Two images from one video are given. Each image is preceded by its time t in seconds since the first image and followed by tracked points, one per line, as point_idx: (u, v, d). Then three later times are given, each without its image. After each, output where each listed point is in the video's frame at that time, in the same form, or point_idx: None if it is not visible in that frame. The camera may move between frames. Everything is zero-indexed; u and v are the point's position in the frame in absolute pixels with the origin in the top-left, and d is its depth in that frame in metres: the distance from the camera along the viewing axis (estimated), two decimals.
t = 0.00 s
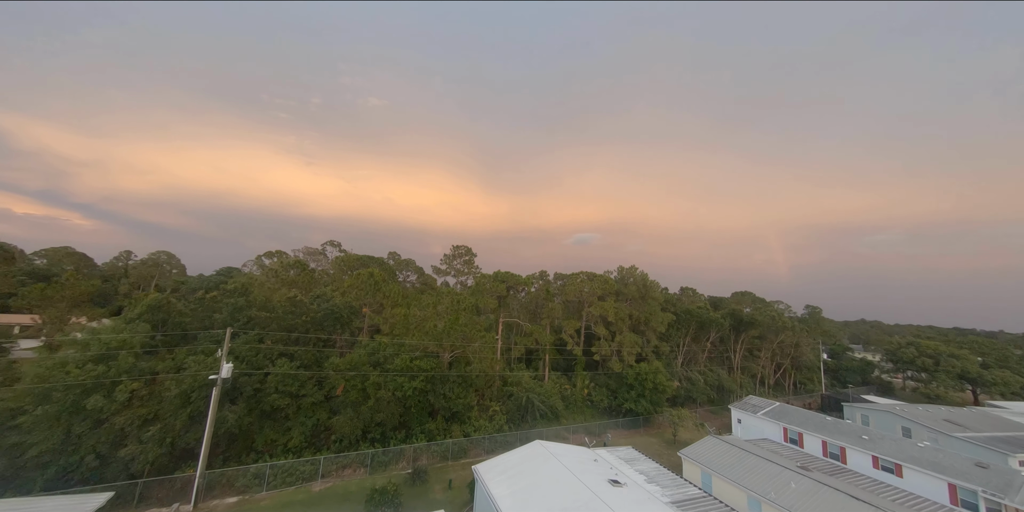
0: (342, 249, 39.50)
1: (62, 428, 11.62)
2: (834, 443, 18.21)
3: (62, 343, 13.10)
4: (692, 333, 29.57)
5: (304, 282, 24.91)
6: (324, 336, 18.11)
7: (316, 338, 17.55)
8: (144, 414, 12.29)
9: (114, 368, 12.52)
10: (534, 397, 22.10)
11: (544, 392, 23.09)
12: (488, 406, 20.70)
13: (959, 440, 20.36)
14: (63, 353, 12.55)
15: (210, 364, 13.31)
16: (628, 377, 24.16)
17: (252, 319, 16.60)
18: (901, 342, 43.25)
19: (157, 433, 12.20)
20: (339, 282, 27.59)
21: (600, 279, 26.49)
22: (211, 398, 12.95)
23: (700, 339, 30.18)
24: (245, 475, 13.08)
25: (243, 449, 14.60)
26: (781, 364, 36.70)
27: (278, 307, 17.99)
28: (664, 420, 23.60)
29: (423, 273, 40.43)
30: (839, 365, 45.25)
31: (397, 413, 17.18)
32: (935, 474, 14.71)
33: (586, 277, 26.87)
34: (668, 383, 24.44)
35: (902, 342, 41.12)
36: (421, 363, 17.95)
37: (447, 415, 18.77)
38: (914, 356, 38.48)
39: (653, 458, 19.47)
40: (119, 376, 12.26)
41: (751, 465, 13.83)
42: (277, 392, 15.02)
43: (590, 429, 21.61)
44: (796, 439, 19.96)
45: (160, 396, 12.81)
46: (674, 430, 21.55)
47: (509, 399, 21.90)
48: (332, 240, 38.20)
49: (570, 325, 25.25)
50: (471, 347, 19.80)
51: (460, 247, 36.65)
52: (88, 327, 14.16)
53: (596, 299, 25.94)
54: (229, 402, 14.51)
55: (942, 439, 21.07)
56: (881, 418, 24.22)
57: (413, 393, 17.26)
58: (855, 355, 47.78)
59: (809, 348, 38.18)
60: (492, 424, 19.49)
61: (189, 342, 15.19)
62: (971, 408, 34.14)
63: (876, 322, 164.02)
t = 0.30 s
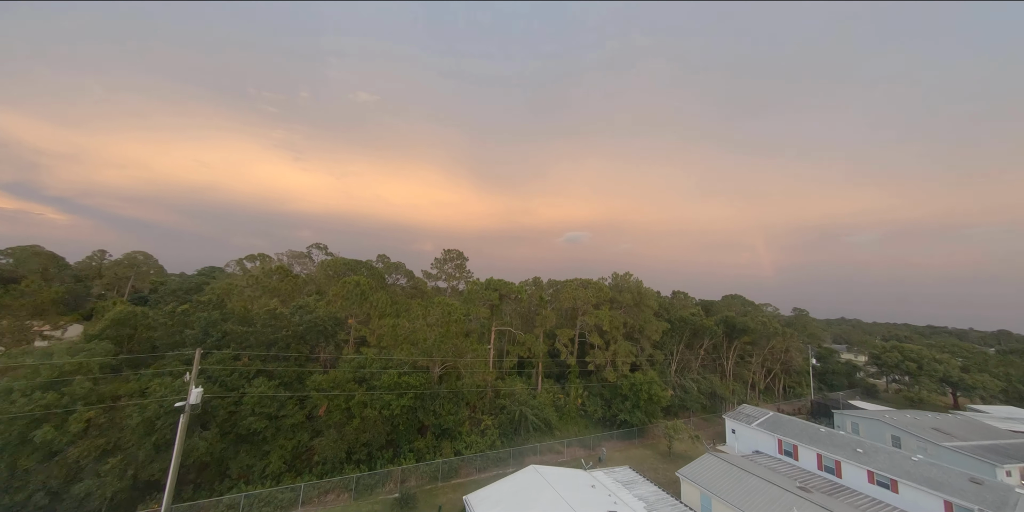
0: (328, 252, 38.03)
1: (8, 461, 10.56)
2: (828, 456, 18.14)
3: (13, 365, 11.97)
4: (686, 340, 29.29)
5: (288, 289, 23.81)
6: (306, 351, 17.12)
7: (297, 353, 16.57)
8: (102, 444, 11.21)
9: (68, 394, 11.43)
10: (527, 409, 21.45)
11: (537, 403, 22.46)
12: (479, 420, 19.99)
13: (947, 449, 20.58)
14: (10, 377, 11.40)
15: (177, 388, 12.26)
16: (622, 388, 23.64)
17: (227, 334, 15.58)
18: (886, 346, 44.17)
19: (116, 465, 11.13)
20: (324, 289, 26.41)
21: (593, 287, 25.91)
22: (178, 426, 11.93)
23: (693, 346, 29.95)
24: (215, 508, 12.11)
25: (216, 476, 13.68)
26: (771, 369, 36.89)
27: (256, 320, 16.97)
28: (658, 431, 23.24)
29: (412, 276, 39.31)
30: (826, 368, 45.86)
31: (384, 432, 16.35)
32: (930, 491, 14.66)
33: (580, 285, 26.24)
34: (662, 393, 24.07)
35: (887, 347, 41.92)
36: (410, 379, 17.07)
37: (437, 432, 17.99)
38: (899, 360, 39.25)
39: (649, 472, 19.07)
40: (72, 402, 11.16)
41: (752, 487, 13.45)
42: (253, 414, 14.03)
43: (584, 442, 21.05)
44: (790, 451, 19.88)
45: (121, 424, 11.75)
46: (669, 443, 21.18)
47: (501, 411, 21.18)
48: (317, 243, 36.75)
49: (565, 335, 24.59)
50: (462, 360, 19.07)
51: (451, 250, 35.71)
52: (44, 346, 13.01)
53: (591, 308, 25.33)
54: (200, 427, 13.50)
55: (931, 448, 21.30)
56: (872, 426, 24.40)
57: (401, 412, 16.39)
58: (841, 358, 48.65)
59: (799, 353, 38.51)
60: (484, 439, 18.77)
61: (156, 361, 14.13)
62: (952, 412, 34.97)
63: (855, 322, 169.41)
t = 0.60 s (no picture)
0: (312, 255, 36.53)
1: None
2: (821, 468, 18.15)
3: None
4: (679, 347, 29.08)
5: (268, 298, 22.61)
6: (284, 368, 16.05)
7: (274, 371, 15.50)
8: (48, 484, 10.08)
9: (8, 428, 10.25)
10: (519, 422, 20.78)
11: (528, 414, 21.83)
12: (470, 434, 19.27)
13: (933, 457, 20.94)
14: None
15: (135, 418, 11.13)
16: (616, 398, 23.21)
17: (197, 351, 14.44)
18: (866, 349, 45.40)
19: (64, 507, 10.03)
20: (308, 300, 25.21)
21: (587, 294, 25.34)
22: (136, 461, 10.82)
23: (685, 352, 29.74)
24: None
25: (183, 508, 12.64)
26: (759, 373, 37.25)
27: (230, 336, 15.81)
28: (651, 441, 22.98)
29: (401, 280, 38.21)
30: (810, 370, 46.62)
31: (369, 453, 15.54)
32: (922, 506, 14.72)
33: (574, 292, 25.61)
34: (656, 403, 23.75)
35: (868, 349, 42.92)
36: (397, 397, 16.18)
37: (425, 450, 17.17)
38: (880, 363, 40.28)
39: (644, 487, 18.65)
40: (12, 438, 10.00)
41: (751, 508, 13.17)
42: (224, 442, 12.96)
43: (578, 455, 20.57)
44: (783, 461, 19.85)
45: (71, 459, 10.61)
46: (663, 455, 20.84)
47: (492, 424, 20.46)
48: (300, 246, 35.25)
49: (558, 344, 23.97)
50: (453, 374, 18.31)
51: (442, 253, 34.73)
52: None
53: (585, 317, 24.76)
54: (164, 458, 12.38)
55: (917, 455, 21.63)
56: (858, 433, 24.74)
57: (387, 432, 15.50)
58: (823, 359, 49.81)
59: (785, 357, 39.03)
60: (475, 455, 18.02)
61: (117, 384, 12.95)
62: (930, 414, 36.04)
63: (831, 320, 175.48)
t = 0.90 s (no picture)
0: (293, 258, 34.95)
1: None
2: (812, 478, 18.28)
3: None
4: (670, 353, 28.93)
5: (244, 309, 21.27)
6: (261, 389, 14.96)
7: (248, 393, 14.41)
8: None
9: None
10: (511, 437, 20.12)
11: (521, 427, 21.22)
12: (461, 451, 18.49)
13: (915, 462, 21.45)
14: None
15: (85, 458, 10.00)
16: (609, 408, 22.82)
17: (162, 374, 13.24)
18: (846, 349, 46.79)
19: None
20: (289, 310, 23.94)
21: (580, 302, 24.77)
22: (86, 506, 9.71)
23: (677, 359, 29.60)
24: None
25: None
26: (746, 376, 37.71)
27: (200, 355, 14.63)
28: (643, 451, 22.78)
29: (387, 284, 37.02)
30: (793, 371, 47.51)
31: (353, 479, 14.70)
32: None
33: (566, 300, 25.01)
34: (649, 412, 23.52)
35: (848, 351, 44.15)
36: (383, 418, 15.28)
37: (414, 471, 16.34)
38: (860, 364, 41.52)
39: (639, 501, 18.31)
40: None
41: None
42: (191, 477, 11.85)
43: (571, 468, 20.14)
44: (775, 470, 19.94)
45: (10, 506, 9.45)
46: (656, 466, 20.55)
47: (483, 439, 19.72)
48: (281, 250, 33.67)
49: (550, 353, 23.38)
50: (443, 390, 17.52)
51: (431, 258, 33.72)
52: None
53: (578, 325, 24.26)
54: (122, 496, 11.27)
55: (900, 460, 22.16)
56: (844, 437, 25.21)
57: (372, 456, 14.60)
58: (805, 359, 51.13)
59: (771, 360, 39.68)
60: (467, 473, 17.18)
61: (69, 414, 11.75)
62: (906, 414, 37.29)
63: (808, 318, 182.12)
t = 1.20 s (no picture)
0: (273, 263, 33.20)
1: None
2: (803, 486, 18.43)
3: None
4: (662, 359, 28.81)
5: (218, 321, 19.89)
6: (235, 415, 13.93)
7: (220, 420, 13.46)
8: None
9: None
10: (505, 452, 19.46)
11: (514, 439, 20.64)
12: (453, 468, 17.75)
13: (897, 464, 22.06)
14: None
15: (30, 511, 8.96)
16: (603, 418, 22.46)
17: (121, 404, 12.01)
18: (826, 348, 48.23)
19: None
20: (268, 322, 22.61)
21: (573, 310, 24.24)
22: None
23: (668, 363, 29.53)
24: None
25: None
26: (733, 377, 38.23)
27: (166, 380, 13.50)
28: (636, 460, 22.63)
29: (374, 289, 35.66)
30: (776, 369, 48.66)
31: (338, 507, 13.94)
32: None
33: (559, 308, 24.50)
34: (642, 420, 23.29)
35: (828, 350, 45.51)
36: (369, 442, 14.42)
37: (403, 494, 15.60)
38: (840, 363, 42.81)
39: None
40: None
41: None
42: None
43: (566, 481, 19.75)
44: (766, 477, 20.04)
45: None
46: (651, 476, 20.29)
47: (476, 454, 19.05)
48: (260, 254, 31.99)
49: (543, 363, 22.85)
50: (434, 407, 16.77)
51: (420, 262, 32.66)
52: None
53: (571, 333, 23.81)
54: None
55: (884, 462, 22.69)
56: (828, 439, 25.76)
57: (358, 484, 13.78)
58: (787, 358, 52.53)
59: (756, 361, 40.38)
60: (459, 492, 16.39)
61: (13, 456, 10.55)
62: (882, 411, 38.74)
63: (785, 314, 189.10)
